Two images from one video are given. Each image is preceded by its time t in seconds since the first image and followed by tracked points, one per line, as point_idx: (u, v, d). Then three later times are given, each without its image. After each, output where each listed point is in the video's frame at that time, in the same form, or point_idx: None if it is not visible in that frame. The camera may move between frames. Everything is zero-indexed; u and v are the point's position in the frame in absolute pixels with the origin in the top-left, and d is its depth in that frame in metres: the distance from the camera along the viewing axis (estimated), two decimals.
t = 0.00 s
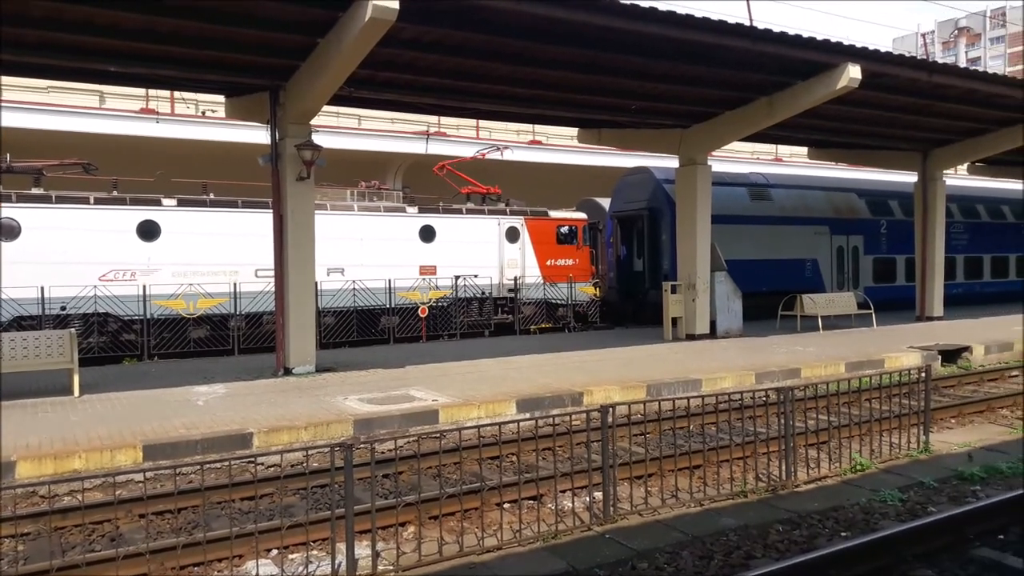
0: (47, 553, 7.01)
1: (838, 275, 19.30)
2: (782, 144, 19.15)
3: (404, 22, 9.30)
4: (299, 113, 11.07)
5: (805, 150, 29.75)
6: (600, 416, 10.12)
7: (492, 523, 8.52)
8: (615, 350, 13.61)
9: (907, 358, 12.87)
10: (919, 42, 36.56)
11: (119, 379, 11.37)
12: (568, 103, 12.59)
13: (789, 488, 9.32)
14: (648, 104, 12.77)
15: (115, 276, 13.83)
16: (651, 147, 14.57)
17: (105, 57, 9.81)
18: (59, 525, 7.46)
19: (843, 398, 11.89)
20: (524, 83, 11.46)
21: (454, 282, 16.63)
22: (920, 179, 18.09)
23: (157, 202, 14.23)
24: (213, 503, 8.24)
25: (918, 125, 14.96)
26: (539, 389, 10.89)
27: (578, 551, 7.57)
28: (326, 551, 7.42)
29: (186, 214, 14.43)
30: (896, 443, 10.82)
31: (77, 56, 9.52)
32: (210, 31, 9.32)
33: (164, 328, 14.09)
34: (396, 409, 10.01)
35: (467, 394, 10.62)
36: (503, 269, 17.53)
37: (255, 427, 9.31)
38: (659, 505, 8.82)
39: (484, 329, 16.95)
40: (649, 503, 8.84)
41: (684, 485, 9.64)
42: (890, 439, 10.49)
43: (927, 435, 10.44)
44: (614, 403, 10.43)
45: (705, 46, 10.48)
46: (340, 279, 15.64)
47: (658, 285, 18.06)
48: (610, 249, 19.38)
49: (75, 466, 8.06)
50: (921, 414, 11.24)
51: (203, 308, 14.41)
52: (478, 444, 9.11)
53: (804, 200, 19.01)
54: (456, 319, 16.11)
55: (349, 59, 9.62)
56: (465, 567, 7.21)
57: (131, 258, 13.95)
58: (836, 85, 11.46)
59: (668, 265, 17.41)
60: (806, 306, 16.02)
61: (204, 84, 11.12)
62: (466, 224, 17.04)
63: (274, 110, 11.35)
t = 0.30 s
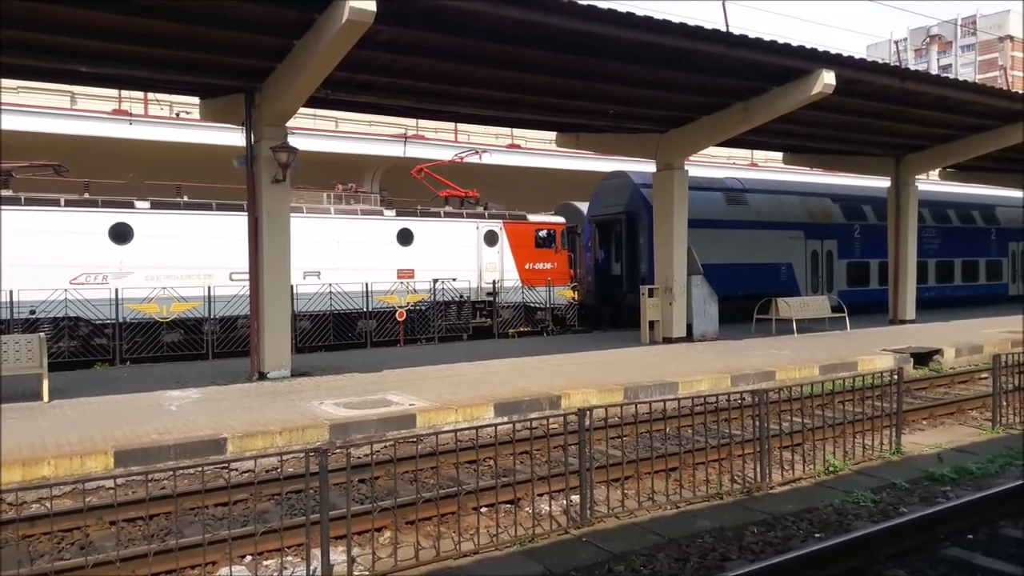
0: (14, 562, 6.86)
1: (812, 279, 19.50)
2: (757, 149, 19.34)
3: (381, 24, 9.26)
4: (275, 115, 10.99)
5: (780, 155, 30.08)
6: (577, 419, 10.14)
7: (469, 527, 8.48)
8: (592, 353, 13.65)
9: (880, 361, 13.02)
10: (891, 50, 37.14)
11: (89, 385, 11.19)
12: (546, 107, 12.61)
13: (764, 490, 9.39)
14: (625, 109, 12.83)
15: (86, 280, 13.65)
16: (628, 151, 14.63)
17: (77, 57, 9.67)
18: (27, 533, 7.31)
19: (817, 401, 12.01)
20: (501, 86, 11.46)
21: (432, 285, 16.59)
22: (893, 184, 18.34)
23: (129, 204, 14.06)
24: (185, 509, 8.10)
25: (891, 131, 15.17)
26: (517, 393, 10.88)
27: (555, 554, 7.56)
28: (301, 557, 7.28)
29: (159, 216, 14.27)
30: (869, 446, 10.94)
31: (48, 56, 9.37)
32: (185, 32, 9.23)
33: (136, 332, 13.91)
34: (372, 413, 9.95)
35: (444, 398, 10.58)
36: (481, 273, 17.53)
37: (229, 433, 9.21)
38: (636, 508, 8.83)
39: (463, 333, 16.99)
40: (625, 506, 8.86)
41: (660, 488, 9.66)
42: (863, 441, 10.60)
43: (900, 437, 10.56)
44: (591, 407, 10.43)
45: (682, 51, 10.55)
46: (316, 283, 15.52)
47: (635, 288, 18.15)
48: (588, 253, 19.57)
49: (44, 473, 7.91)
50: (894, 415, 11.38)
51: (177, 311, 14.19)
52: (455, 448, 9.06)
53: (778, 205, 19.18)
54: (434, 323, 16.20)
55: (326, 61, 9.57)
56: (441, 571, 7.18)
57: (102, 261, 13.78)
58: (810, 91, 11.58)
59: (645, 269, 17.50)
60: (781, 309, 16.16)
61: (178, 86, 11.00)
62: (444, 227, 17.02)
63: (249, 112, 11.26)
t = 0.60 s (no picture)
0: None
1: (782, 280, 19.70)
2: (728, 151, 19.52)
3: (351, 25, 9.19)
4: (244, 116, 10.88)
5: (751, 157, 30.42)
6: (549, 421, 10.16)
7: (442, 530, 8.44)
8: (564, 354, 13.69)
9: (849, 360, 13.20)
10: (859, 54, 37.77)
11: (53, 390, 11.00)
12: (518, 108, 12.61)
13: (734, 489, 9.47)
14: (598, 111, 12.87)
15: (50, 284, 13.45)
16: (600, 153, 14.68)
17: (40, 57, 9.49)
18: None
19: (787, 400, 12.15)
20: (473, 87, 11.44)
21: (404, 288, 16.53)
22: (861, 186, 18.61)
23: (96, 207, 13.88)
24: (153, 516, 7.94)
25: (859, 133, 15.38)
26: (490, 395, 10.88)
27: (528, 556, 7.58)
28: (272, 562, 7.14)
29: (125, 218, 14.09)
30: (838, 444, 11.08)
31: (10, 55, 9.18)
32: (151, 32, 9.09)
33: (103, 336, 13.75)
34: (344, 417, 9.89)
35: (417, 401, 10.56)
36: (455, 275, 17.53)
37: (198, 438, 9.11)
38: (609, 508, 8.87)
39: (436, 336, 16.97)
40: (598, 506, 8.89)
41: (633, 488, 9.71)
42: (832, 440, 10.73)
43: (868, 435, 10.70)
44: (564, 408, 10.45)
45: (653, 53, 10.61)
46: (286, 285, 15.41)
47: (608, 289, 18.24)
48: (561, 254, 19.66)
49: (7, 481, 7.75)
50: (862, 415, 11.54)
51: (144, 315, 13.94)
52: (427, 451, 9.02)
53: (749, 207, 19.35)
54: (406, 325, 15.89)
55: (295, 61, 9.48)
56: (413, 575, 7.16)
57: (66, 264, 13.57)
58: (779, 93, 11.68)
59: (618, 270, 17.60)
60: (751, 310, 16.32)
61: (145, 86, 10.84)
62: (417, 228, 16.99)
63: (217, 113, 11.14)
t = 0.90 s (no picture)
0: None
1: (751, 282, 19.89)
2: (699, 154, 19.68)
3: (322, 25, 9.14)
4: (213, 115, 10.78)
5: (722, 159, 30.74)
6: (521, 422, 10.16)
7: (413, 533, 8.39)
8: (537, 356, 13.71)
9: (818, 362, 13.37)
10: (829, 59, 38.28)
11: (17, 393, 10.79)
12: (492, 110, 12.62)
13: (705, 490, 9.53)
14: (571, 113, 12.92)
15: (14, 285, 13.25)
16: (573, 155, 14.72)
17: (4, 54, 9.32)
18: None
19: (756, 401, 12.27)
20: (446, 88, 11.43)
21: (376, 289, 16.51)
22: (830, 189, 18.84)
23: (61, 206, 13.70)
24: (119, 520, 7.75)
25: (828, 137, 15.60)
26: (462, 396, 10.86)
27: (499, 557, 7.57)
28: (241, 567, 6.93)
29: (91, 218, 13.91)
30: (807, 444, 11.20)
31: None
32: (119, 30, 8.98)
33: (69, 338, 13.53)
34: (313, 419, 9.82)
35: (388, 403, 10.52)
36: (427, 276, 17.47)
37: (166, 441, 8.99)
38: (580, 509, 8.89)
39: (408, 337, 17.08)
40: (571, 507, 8.90)
41: (605, 489, 9.73)
42: (802, 440, 10.83)
43: (837, 435, 10.81)
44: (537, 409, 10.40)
45: (625, 57, 10.68)
46: (256, 287, 15.29)
47: (581, 291, 18.31)
48: (534, 256, 19.70)
49: None
50: (830, 415, 11.68)
51: (112, 316, 13.82)
52: (398, 453, 8.94)
53: (720, 209, 19.55)
54: (379, 328, 16.04)
55: (265, 61, 9.40)
56: None
57: (31, 264, 13.40)
58: (749, 97, 11.80)
59: (590, 272, 17.67)
60: (721, 311, 16.46)
61: (113, 85, 10.70)
62: (389, 229, 16.95)
63: (185, 112, 11.03)
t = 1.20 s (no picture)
0: None
1: (734, 282, 19.99)
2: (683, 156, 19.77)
3: (305, 25, 9.12)
4: (194, 116, 10.74)
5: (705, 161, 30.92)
6: (505, 423, 10.15)
7: (397, 534, 8.37)
8: (521, 356, 13.73)
9: (800, 362, 13.46)
10: (811, 59, 38.52)
11: None
12: (475, 111, 12.63)
13: (689, 490, 9.56)
14: (555, 114, 12.95)
15: None
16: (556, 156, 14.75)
17: None
18: None
19: (737, 401, 12.33)
20: (429, 89, 11.43)
21: (359, 290, 16.42)
22: (812, 189, 18.95)
23: (41, 207, 13.62)
24: (101, 523, 7.68)
25: (810, 138, 15.71)
26: (446, 397, 10.86)
27: (483, 559, 7.57)
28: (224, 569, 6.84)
29: (72, 220, 13.83)
30: (790, 444, 11.25)
31: None
32: (100, 30, 8.93)
33: (50, 340, 13.49)
34: (296, 421, 9.78)
35: (372, 405, 10.50)
36: (411, 277, 17.48)
37: (147, 443, 8.93)
38: (564, 509, 8.89)
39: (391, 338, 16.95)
40: (555, 508, 8.91)
41: (588, 489, 9.74)
42: (785, 440, 10.88)
43: (819, 435, 10.87)
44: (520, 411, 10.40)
45: (608, 58, 10.72)
46: (238, 288, 15.22)
47: (565, 292, 18.33)
48: (518, 257, 19.71)
49: None
50: (812, 415, 11.74)
51: (92, 318, 13.72)
52: (382, 455, 8.91)
53: (703, 210, 19.64)
54: (361, 329, 15.90)
55: (247, 61, 9.37)
56: None
57: (11, 266, 13.30)
58: (732, 98, 11.86)
59: (574, 273, 17.69)
60: (704, 312, 16.54)
61: (94, 85, 10.64)
62: (372, 230, 16.94)
63: (167, 113, 10.98)
